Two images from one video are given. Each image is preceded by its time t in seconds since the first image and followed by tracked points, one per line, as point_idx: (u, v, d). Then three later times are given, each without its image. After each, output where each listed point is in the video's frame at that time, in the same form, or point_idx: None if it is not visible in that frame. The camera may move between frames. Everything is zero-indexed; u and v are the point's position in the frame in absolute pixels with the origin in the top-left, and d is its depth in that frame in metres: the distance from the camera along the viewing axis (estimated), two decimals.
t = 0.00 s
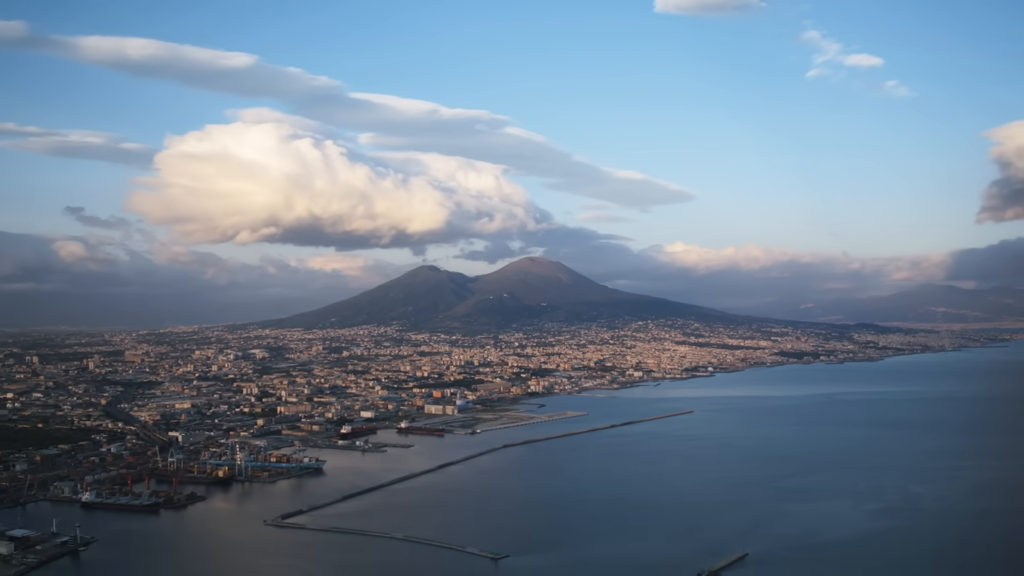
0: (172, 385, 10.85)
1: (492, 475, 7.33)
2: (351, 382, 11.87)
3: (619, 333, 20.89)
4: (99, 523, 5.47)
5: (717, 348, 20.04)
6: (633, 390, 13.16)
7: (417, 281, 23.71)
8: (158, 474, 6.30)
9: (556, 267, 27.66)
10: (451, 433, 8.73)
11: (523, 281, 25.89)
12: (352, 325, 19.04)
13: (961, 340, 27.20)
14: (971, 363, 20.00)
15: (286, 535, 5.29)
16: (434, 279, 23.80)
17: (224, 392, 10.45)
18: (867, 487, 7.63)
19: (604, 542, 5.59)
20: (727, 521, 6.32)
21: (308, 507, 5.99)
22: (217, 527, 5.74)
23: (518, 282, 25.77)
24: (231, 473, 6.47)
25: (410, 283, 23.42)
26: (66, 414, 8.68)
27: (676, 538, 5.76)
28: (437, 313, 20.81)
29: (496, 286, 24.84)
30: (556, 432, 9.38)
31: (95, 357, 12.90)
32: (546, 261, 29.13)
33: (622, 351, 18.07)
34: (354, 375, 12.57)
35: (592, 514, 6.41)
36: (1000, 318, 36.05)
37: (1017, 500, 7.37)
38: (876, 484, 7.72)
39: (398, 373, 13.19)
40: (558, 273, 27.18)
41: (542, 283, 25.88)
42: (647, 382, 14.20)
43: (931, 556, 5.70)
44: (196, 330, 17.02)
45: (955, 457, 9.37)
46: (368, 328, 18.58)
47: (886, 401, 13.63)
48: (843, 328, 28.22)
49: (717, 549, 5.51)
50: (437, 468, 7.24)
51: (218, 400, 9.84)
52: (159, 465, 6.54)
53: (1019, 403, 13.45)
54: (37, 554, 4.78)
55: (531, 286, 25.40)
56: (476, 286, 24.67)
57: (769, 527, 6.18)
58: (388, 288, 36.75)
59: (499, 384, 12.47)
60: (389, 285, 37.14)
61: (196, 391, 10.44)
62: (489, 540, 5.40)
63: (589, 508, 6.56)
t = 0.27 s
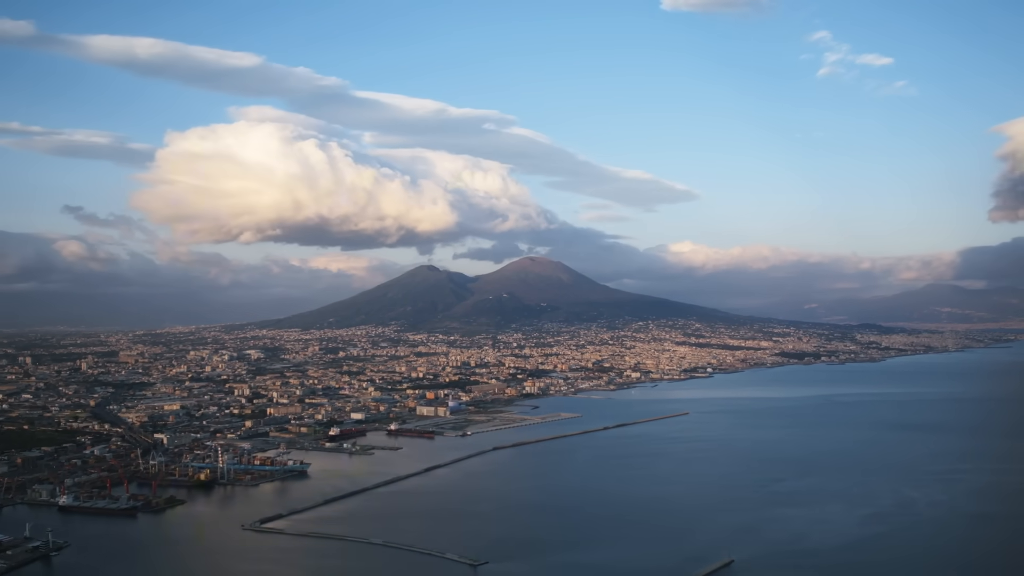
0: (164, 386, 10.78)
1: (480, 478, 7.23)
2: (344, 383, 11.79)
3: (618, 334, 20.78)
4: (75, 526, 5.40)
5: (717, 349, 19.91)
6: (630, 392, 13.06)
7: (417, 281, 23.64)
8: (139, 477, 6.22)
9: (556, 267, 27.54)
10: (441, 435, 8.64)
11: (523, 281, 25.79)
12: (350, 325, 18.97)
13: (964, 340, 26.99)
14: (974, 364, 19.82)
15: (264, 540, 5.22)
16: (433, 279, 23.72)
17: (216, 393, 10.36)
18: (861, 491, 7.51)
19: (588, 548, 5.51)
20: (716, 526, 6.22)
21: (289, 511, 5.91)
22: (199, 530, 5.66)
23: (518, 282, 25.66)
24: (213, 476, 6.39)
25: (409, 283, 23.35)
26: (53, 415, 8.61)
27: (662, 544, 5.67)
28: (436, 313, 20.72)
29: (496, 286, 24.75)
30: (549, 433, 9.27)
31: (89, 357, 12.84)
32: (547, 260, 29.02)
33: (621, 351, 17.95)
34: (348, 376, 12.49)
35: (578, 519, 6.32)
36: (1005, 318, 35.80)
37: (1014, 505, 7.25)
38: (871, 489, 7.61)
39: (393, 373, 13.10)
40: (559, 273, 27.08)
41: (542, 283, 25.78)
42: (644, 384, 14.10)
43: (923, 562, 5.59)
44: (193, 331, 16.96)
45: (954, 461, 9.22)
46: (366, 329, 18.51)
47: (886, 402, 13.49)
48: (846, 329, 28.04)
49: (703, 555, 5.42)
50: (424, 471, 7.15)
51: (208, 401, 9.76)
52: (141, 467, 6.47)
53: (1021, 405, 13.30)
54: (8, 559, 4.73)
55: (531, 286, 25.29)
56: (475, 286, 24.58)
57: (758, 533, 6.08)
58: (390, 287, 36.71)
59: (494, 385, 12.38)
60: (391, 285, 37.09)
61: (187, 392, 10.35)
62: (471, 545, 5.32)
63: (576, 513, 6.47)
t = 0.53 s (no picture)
0: (156, 387, 10.72)
1: (469, 480, 7.15)
2: (339, 384, 11.71)
3: (618, 334, 20.67)
4: (54, 529, 5.34)
5: (717, 349, 19.79)
6: (627, 393, 12.96)
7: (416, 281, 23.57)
8: (122, 480, 6.15)
9: (557, 267, 27.44)
10: (433, 437, 8.55)
11: (524, 281, 25.70)
12: (348, 325, 18.90)
13: (968, 341, 26.79)
14: (977, 365, 19.65)
15: (244, 545, 5.14)
16: (433, 279, 23.64)
17: (208, 394, 10.29)
18: (857, 495, 7.39)
19: (574, 553, 5.41)
20: (707, 530, 6.12)
21: (273, 514, 5.84)
22: (180, 534, 5.58)
23: (518, 282, 25.57)
24: (197, 479, 6.31)
25: (409, 283, 23.28)
26: (43, 417, 8.54)
27: (650, 549, 5.57)
28: (435, 314, 20.65)
29: (496, 286, 24.66)
30: (542, 435, 9.18)
31: (83, 358, 12.78)
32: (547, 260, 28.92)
33: (620, 352, 17.84)
34: (343, 377, 12.41)
35: (567, 522, 6.22)
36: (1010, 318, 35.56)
37: (1013, 508, 7.12)
38: (867, 492, 7.49)
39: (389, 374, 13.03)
40: (559, 273, 26.97)
41: (542, 283, 25.68)
42: (642, 385, 14.00)
43: (916, 568, 5.48)
44: (190, 331, 16.92)
45: (953, 463, 9.09)
46: (364, 329, 18.44)
47: (887, 403, 13.36)
48: (849, 329, 27.86)
49: (692, 561, 5.32)
50: (412, 474, 7.07)
51: (200, 402, 9.69)
52: (125, 470, 6.40)
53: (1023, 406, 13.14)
54: None
55: (531, 286, 25.20)
56: (475, 286, 24.49)
57: (750, 537, 5.98)
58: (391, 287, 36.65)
59: (490, 386, 12.29)
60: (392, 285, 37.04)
61: (180, 393, 10.28)
62: (454, 550, 5.23)
63: (565, 517, 6.37)
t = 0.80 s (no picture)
0: (149, 388, 10.66)
1: (458, 482, 7.06)
2: (333, 385, 11.65)
3: (618, 334, 20.57)
4: (32, 532, 5.28)
5: (717, 350, 19.67)
6: (623, 394, 12.87)
7: (416, 281, 23.52)
8: (104, 482, 6.09)
9: (557, 267, 27.34)
10: (424, 439, 8.46)
11: (524, 281, 25.62)
12: (346, 326, 18.84)
13: (971, 341, 26.66)
14: (980, 366, 19.52)
15: (222, 550, 5.07)
16: (432, 279, 23.59)
17: (200, 395, 10.23)
18: (851, 498, 7.29)
19: (558, 559, 5.32)
20: (696, 536, 6.02)
21: (255, 518, 5.77)
22: (160, 536, 5.52)
23: (518, 282, 25.48)
24: (181, 482, 6.25)
25: (408, 283, 23.22)
26: (31, 418, 8.48)
27: (636, 556, 5.49)
28: (434, 314, 20.58)
29: (495, 285, 24.58)
30: (535, 437, 9.09)
31: (77, 357, 12.74)
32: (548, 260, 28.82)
33: (619, 352, 17.74)
34: (338, 378, 12.34)
35: (554, 527, 6.14)
36: (1015, 319, 35.32)
37: (1009, 513, 7.00)
38: (861, 495, 7.38)
39: (384, 375, 12.95)
40: (560, 273, 26.88)
41: (543, 283, 25.60)
42: (640, 386, 13.91)
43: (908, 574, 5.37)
44: (187, 331, 16.88)
45: (951, 466, 8.97)
46: (362, 330, 18.38)
47: (886, 404, 13.24)
48: (851, 330, 27.72)
49: (678, 568, 5.23)
50: (400, 476, 6.99)
51: (191, 403, 9.62)
52: (108, 472, 6.33)
53: None
54: None
55: (531, 286, 25.13)
56: (475, 286, 24.42)
57: (739, 543, 5.88)
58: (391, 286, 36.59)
59: (485, 386, 12.21)
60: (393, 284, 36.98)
61: (171, 394, 10.22)
62: (436, 555, 5.16)
63: (552, 521, 6.29)
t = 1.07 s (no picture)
0: (140, 389, 10.59)
1: (444, 486, 6.97)
2: (326, 386, 11.57)
3: (618, 335, 20.49)
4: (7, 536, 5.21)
5: (717, 350, 19.57)
6: (620, 395, 12.78)
7: (415, 280, 23.46)
8: (84, 486, 6.02)
9: (558, 267, 27.23)
10: (413, 441, 8.38)
11: (524, 281, 25.55)
12: (344, 326, 18.79)
13: (974, 341, 26.52)
14: (982, 367, 19.39)
15: (198, 555, 4.98)
16: (431, 278, 23.52)
17: (191, 396, 10.17)
18: (845, 502, 7.19)
19: (541, 565, 5.24)
20: (684, 541, 5.93)
21: (235, 522, 5.69)
22: (137, 540, 5.43)
23: (518, 282, 25.38)
24: (162, 485, 6.17)
25: (408, 283, 23.17)
26: (18, 419, 8.42)
27: (620, 562, 5.39)
28: (433, 315, 20.51)
29: (495, 285, 24.48)
30: (526, 439, 8.99)
31: (71, 357, 12.68)
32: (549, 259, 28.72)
33: (617, 353, 17.62)
34: (332, 379, 12.26)
35: (539, 531, 6.05)
36: (1021, 319, 35.02)
37: (1007, 519, 6.86)
38: (855, 500, 7.25)
39: (379, 376, 12.87)
40: (560, 272, 26.80)
41: (543, 283, 25.53)
42: (636, 387, 13.82)
43: None
44: (184, 331, 16.84)
45: (949, 470, 8.82)
46: (360, 330, 18.32)
47: (886, 405, 13.12)
48: (853, 330, 27.58)
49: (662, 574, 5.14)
50: (386, 479, 6.89)
51: (182, 404, 9.56)
52: (89, 475, 6.26)
53: None
54: None
55: (532, 286, 25.05)
56: (474, 286, 24.36)
57: (727, 549, 5.78)
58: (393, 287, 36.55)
59: (480, 387, 12.13)
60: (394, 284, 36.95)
61: (163, 395, 10.16)
62: (415, 561, 5.08)
63: (539, 525, 6.20)
